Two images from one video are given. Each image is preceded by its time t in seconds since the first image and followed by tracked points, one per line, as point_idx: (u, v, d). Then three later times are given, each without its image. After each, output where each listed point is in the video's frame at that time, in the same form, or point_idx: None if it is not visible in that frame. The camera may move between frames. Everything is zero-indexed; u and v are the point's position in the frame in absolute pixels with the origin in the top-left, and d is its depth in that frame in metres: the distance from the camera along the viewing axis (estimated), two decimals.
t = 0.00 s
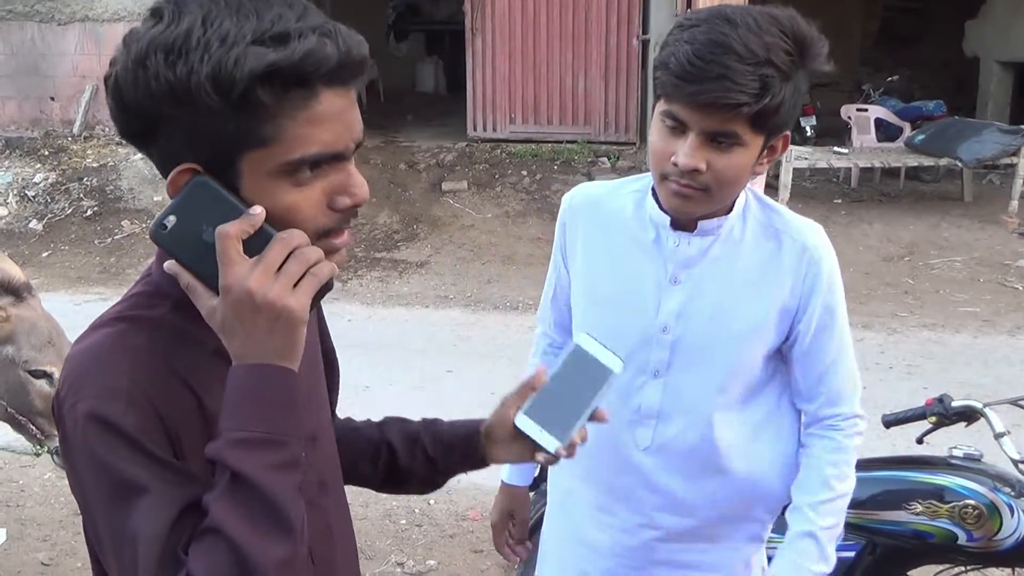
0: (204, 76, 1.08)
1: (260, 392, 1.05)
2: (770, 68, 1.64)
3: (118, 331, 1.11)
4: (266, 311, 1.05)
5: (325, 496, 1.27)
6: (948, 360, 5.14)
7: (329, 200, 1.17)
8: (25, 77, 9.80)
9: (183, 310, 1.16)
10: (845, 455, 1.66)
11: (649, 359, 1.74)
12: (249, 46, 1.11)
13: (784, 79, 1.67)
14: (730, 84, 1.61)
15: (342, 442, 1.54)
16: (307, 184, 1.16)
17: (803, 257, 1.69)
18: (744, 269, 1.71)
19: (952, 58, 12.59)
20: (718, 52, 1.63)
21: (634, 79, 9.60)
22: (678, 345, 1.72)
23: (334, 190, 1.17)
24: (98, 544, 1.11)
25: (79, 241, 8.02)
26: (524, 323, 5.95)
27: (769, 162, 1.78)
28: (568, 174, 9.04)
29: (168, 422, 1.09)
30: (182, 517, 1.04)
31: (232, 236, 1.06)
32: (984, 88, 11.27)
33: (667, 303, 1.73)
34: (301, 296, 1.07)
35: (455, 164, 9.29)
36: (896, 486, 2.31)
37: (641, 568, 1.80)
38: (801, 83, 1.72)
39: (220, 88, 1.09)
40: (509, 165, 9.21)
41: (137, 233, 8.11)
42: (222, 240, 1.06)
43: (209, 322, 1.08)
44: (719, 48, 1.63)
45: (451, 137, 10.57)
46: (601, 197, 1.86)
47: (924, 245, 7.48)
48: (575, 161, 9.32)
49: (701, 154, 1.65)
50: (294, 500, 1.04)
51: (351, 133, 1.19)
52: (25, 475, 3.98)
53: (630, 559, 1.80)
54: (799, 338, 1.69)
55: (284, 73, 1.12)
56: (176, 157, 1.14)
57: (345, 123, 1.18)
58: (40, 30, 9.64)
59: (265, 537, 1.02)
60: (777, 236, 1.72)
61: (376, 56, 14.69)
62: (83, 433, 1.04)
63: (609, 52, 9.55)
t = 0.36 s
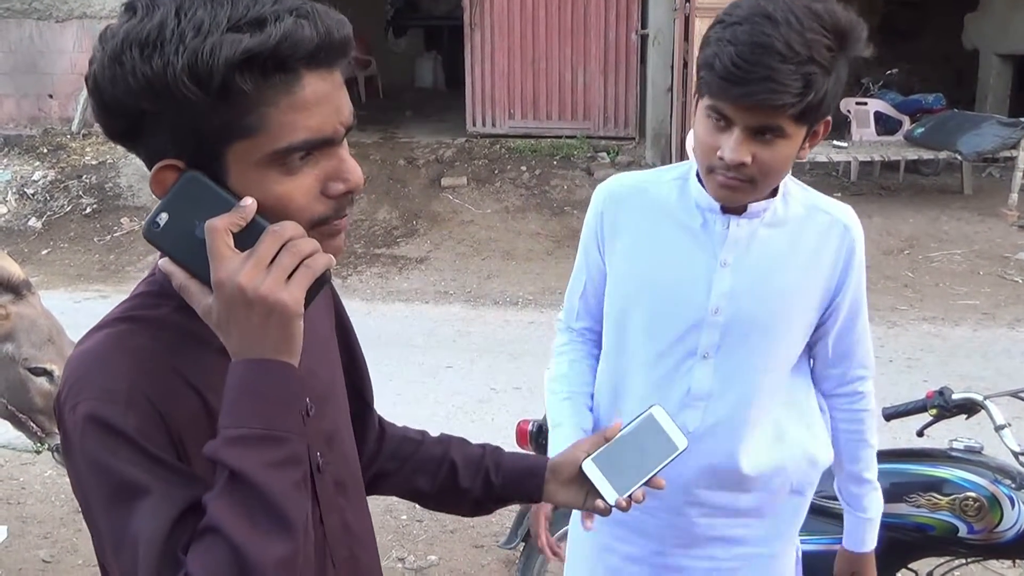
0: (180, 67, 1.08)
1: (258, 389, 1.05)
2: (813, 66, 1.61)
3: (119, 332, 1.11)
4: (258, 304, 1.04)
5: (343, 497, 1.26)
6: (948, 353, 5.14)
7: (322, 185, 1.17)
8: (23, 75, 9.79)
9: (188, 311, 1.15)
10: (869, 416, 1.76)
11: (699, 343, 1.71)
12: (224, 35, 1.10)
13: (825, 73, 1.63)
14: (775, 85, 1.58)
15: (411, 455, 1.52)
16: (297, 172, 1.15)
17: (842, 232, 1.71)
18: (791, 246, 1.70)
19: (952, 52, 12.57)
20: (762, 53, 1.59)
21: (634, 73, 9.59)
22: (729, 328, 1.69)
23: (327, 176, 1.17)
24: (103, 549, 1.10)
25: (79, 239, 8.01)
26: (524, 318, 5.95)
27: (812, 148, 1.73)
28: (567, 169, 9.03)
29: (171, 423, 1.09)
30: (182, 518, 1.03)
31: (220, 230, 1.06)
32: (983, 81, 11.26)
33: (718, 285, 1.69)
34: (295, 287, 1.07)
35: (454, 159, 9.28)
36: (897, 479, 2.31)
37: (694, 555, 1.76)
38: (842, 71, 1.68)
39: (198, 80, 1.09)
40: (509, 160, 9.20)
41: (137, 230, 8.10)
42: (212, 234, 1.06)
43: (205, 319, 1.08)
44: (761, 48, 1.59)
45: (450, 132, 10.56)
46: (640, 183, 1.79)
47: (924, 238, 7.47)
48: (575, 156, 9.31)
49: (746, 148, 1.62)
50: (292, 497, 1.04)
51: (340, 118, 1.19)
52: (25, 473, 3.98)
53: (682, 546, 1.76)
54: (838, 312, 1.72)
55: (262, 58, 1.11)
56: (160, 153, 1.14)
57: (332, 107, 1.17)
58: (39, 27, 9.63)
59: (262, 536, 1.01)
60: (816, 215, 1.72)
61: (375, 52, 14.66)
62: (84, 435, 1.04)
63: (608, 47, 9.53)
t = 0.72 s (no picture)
0: (194, 66, 1.08)
1: (264, 391, 1.05)
2: (841, 48, 1.66)
3: (116, 333, 1.11)
4: (266, 307, 1.05)
5: (350, 497, 1.27)
6: (946, 348, 5.14)
7: (330, 190, 1.17)
8: (22, 72, 9.78)
9: (186, 312, 1.15)
10: (867, 394, 1.84)
11: (739, 336, 1.72)
12: (238, 34, 1.10)
13: (852, 57, 1.69)
14: (807, 62, 1.63)
15: (430, 450, 1.51)
16: (306, 174, 1.15)
17: (854, 216, 1.79)
18: (814, 233, 1.75)
19: (950, 47, 12.56)
20: (796, 33, 1.64)
21: (632, 69, 9.58)
22: (766, 318, 1.71)
23: (335, 179, 1.17)
24: (105, 552, 1.10)
25: (78, 236, 8.01)
26: (524, 314, 5.95)
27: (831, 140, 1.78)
28: (566, 165, 9.03)
29: (169, 424, 1.09)
30: (184, 519, 1.03)
31: (227, 231, 1.06)
32: (982, 76, 11.25)
33: (754, 278, 1.71)
34: (303, 288, 1.07)
35: (453, 156, 9.28)
36: (896, 475, 2.31)
37: (739, 547, 1.76)
38: (864, 63, 1.74)
39: (211, 79, 1.09)
40: (508, 157, 9.21)
41: (136, 227, 8.10)
42: (219, 236, 1.07)
43: (212, 320, 1.08)
44: (794, 29, 1.64)
45: (449, 129, 10.55)
46: (665, 186, 1.78)
47: (923, 234, 7.48)
48: (574, 152, 9.31)
49: (775, 130, 1.66)
50: (300, 499, 1.04)
51: (350, 121, 1.19)
52: (25, 470, 3.98)
53: (727, 539, 1.76)
54: (852, 294, 1.79)
55: (276, 59, 1.11)
56: (167, 152, 1.14)
57: (342, 110, 1.17)
58: (37, 24, 9.61)
59: (270, 538, 1.01)
60: (828, 202, 1.78)
61: (374, 48, 14.65)
62: (82, 438, 1.04)
63: (607, 43, 9.52)
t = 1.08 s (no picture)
0: (191, 60, 1.08)
1: (267, 381, 1.05)
2: (852, 42, 1.68)
3: (113, 326, 1.11)
4: (266, 299, 1.05)
5: (339, 496, 1.26)
6: (943, 346, 5.15)
7: (328, 180, 1.16)
8: (19, 69, 9.77)
9: (182, 307, 1.15)
10: (878, 390, 1.84)
11: (752, 333, 1.72)
12: (234, 26, 1.09)
13: (863, 51, 1.70)
14: (818, 56, 1.65)
15: (460, 433, 1.49)
16: (303, 166, 1.15)
17: (862, 211, 1.80)
18: (825, 229, 1.76)
19: (948, 45, 12.57)
20: (807, 28, 1.66)
21: (631, 67, 9.57)
22: (779, 314, 1.71)
23: (334, 171, 1.16)
24: (102, 547, 1.10)
25: (75, 233, 8.00)
26: (522, 312, 5.95)
27: (840, 137, 1.79)
28: (564, 163, 9.03)
29: (167, 417, 1.09)
30: (185, 512, 1.03)
31: (226, 225, 1.07)
32: (979, 74, 11.25)
33: (767, 275, 1.71)
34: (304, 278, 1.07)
35: (451, 153, 9.28)
36: (893, 472, 2.31)
37: (755, 544, 1.76)
38: (873, 60, 1.75)
39: (207, 72, 1.08)
40: (506, 154, 9.20)
41: (133, 225, 8.09)
42: (218, 231, 1.07)
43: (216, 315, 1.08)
44: (806, 24, 1.66)
45: (447, 126, 10.55)
46: (676, 186, 1.79)
47: (920, 231, 7.48)
48: (572, 150, 9.31)
49: (786, 124, 1.68)
50: (303, 491, 1.04)
51: (347, 111, 1.18)
52: (23, 468, 3.98)
53: (744, 535, 1.76)
54: (861, 290, 1.80)
55: (270, 53, 1.11)
56: (166, 148, 1.14)
57: (337, 100, 1.17)
58: (34, 21, 9.59)
59: (273, 529, 1.01)
60: (838, 200, 1.79)
61: (371, 45, 14.64)
62: (81, 432, 1.04)
63: (605, 41, 9.52)
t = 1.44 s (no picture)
0: (156, 65, 1.08)
1: (244, 386, 1.05)
2: (852, 38, 1.68)
3: (102, 327, 1.11)
4: (241, 303, 1.04)
5: (333, 494, 1.27)
6: (942, 344, 5.15)
7: (306, 181, 1.16)
8: (18, 68, 9.77)
9: (172, 307, 1.15)
10: (878, 388, 1.84)
11: (752, 332, 1.72)
12: (200, 29, 1.09)
13: (863, 48, 1.70)
14: (818, 51, 1.65)
15: (463, 401, 1.49)
16: (278, 169, 1.15)
17: (862, 209, 1.80)
18: (825, 227, 1.76)
19: (947, 43, 12.57)
20: (807, 25, 1.66)
21: (629, 65, 9.56)
22: (779, 313, 1.71)
23: (311, 172, 1.16)
24: (92, 549, 1.10)
25: (74, 232, 7.99)
26: (521, 310, 5.95)
27: (840, 134, 1.80)
28: (564, 161, 9.03)
29: (156, 419, 1.09)
30: (173, 514, 1.03)
31: (200, 230, 1.06)
32: (978, 72, 11.25)
33: (766, 274, 1.71)
34: (280, 277, 1.06)
35: (450, 152, 9.27)
36: (892, 469, 2.30)
37: (756, 543, 1.76)
38: (873, 58, 1.75)
39: (173, 76, 1.09)
40: (505, 153, 9.20)
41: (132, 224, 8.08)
42: (194, 235, 1.06)
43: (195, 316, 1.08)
44: (805, 20, 1.67)
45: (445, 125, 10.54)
46: (674, 185, 1.79)
47: (919, 230, 7.49)
48: (571, 149, 9.32)
49: (786, 120, 1.68)
50: (280, 496, 1.04)
51: (324, 110, 1.18)
52: (22, 467, 3.98)
53: (745, 535, 1.76)
54: (861, 290, 1.80)
55: (237, 54, 1.10)
56: (144, 151, 1.15)
57: (312, 101, 1.16)
58: (32, 20, 9.57)
59: (253, 535, 1.01)
60: (838, 198, 1.79)
61: (370, 44, 14.63)
62: (69, 433, 1.04)
63: (604, 39, 9.51)
